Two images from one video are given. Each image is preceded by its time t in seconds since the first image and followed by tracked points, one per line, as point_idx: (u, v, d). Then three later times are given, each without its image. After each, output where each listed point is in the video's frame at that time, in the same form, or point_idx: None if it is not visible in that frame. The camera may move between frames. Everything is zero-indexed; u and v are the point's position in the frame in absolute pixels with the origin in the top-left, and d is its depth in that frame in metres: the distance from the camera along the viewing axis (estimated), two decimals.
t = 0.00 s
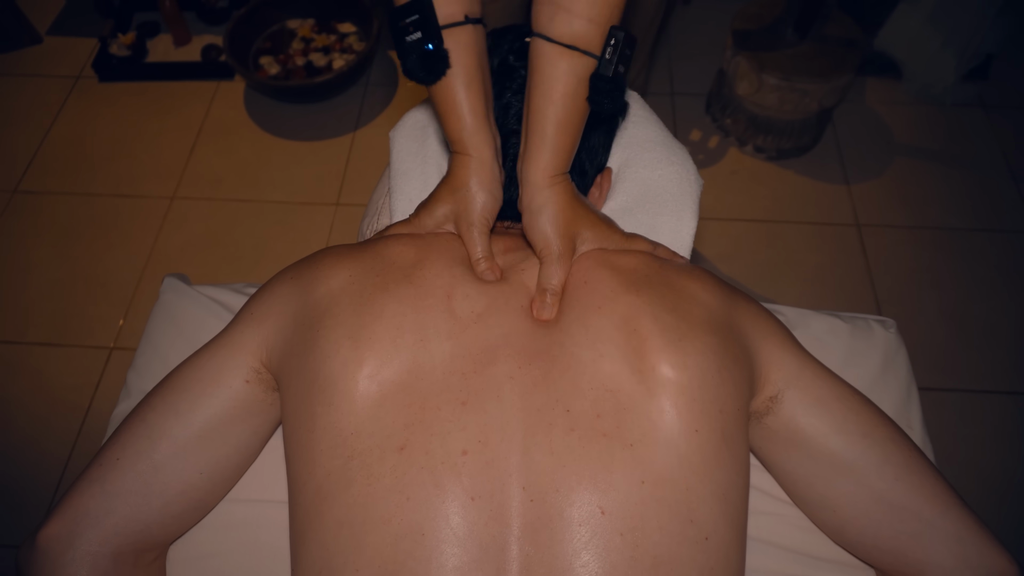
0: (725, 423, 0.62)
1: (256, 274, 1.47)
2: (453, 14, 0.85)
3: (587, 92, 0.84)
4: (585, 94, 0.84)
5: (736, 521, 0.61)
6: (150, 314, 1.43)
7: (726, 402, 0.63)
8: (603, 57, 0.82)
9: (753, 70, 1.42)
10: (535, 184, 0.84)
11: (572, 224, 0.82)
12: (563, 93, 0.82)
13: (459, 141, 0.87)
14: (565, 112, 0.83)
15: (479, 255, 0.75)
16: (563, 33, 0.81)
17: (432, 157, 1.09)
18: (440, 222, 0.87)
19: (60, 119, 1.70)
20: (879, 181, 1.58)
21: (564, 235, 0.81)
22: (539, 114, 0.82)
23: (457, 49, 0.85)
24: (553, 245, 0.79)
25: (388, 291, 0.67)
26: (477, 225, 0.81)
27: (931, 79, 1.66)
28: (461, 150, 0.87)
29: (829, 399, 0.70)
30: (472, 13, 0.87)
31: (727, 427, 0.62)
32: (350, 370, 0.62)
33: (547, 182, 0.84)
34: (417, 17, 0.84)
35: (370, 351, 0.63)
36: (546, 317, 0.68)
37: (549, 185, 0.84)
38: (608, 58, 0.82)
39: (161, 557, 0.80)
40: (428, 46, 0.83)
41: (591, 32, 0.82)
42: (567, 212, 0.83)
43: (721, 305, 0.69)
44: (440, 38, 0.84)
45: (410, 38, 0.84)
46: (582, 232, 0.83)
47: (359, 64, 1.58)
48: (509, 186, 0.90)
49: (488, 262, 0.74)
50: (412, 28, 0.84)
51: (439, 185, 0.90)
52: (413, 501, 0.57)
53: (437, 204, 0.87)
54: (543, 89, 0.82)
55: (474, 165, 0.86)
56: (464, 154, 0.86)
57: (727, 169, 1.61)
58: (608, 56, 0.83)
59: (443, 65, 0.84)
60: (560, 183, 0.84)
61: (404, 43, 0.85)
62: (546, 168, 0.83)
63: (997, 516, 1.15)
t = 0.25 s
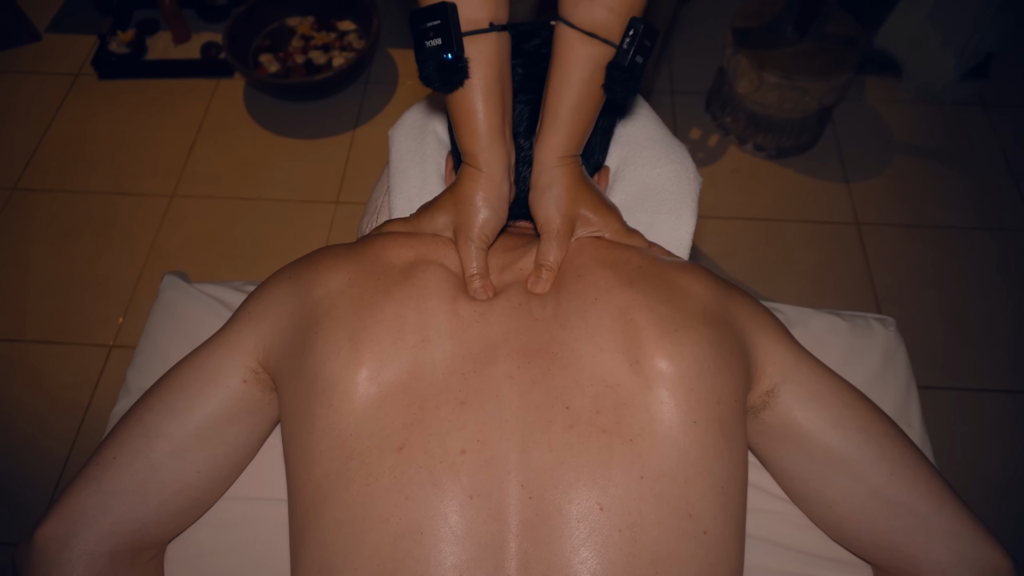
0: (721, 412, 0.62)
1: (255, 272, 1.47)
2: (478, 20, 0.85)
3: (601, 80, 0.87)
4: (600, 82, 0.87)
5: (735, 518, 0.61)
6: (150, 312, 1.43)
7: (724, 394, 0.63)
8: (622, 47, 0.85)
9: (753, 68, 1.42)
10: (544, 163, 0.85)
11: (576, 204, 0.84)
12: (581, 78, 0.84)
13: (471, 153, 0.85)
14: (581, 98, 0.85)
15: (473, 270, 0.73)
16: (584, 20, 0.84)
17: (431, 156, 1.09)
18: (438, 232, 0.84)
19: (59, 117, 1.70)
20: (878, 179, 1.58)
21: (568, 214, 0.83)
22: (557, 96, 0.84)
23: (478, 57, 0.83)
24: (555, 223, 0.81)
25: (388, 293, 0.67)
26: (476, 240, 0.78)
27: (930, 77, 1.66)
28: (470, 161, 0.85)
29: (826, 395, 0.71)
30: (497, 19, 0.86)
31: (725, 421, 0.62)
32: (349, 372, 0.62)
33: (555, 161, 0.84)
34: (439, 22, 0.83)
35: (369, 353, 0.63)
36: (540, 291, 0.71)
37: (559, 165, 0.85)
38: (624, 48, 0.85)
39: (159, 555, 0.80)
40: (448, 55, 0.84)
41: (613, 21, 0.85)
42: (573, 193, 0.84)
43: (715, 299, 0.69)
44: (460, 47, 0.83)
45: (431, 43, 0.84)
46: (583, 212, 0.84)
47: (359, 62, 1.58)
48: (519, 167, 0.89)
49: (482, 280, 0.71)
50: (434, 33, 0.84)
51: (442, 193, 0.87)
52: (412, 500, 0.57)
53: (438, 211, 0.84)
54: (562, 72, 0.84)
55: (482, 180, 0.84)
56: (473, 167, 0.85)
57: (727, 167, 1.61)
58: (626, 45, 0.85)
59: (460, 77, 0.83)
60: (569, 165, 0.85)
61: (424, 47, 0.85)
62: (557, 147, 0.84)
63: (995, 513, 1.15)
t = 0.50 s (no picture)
0: (721, 410, 0.62)
1: (255, 269, 1.47)
2: (490, 20, 0.79)
3: (623, 68, 0.85)
4: (620, 69, 0.85)
5: (735, 515, 0.61)
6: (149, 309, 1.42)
7: (724, 392, 0.63)
8: (644, 35, 0.82)
9: (754, 65, 1.43)
10: (560, 147, 0.85)
11: (586, 192, 0.86)
12: (603, 67, 0.84)
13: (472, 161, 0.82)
14: (600, 86, 0.84)
15: (462, 283, 0.69)
16: (608, 6, 0.83)
17: (431, 152, 1.09)
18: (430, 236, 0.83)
19: (59, 113, 1.70)
20: (877, 177, 1.58)
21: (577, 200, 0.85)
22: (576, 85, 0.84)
23: (487, 60, 0.79)
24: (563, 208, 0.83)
25: (385, 296, 0.67)
26: (467, 252, 0.73)
27: (930, 75, 1.66)
28: (471, 169, 0.82)
29: (824, 390, 0.71)
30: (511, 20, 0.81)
31: (725, 419, 0.62)
32: (347, 374, 0.62)
33: (572, 148, 0.85)
34: (448, 20, 0.77)
35: (367, 356, 0.63)
36: (539, 271, 0.72)
37: (574, 151, 0.85)
38: (647, 36, 0.82)
39: (158, 550, 0.80)
40: (455, 57, 0.78)
41: (636, 9, 0.83)
42: (585, 180, 0.86)
43: (713, 294, 0.69)
44: (469, 49, 0.78)
45: (437, 41, 0.78)
46: (591, 200, 0.87)
47: (359, 58, 1.58)
48: (523, 162, 0.90)
49: (470, 294, 0.68)
50: (442, 31, 0.78)
51: (441, 199, 0.85)
52: (410, 501, 0.57)
53: (432, 216, 0.84)
54: (584, 60, 0.84)
55: (478, 192, 0.81)
56: (471, 176, 0.82)
57: (727, 165, 1.61)
58: (649, 33, 0.82)
59: (467, 80, 0.78)
60: (584, 151, 0.85)
61: (430, 44, 0.79)
62: (575, 134, 0.85)
63: (993, 510, 1.15)
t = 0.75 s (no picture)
0: (723, 410, 0.62)
1: (255, 266, 1.47)
2: (497, 21, 0.75)
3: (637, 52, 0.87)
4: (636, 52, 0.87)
5: (734, 514, 0.61)
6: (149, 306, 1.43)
7: (725, 391, 0.63)
8: (660, 19, 0.84)
9: (754, 64, 1.43)
10: (572, 128, 0.86)
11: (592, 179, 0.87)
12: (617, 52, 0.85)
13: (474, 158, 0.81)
14: (614, 70, 0.86)
15: (456, 297, 0.67)
16: None
17: (431, 149, 1.09)
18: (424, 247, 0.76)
19: (59, 111, 1.70)
20: (877, 176, 1.58)
21: (583, 185, 0.88)
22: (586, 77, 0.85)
23: (492, 63, 0.76)
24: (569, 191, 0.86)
25: (382, 299, 0.66)
26: (462, 265, 0.70)
27: (931, 74, 1.66)
28: (468, 177, 0.78)
29: (823, 386, 0.71)
30: (518, 22, 0.77)
31: (726, 418, 0.63)
32: (344, 376, 0.62)
33: (584, 130, 0.86)
34: (454, 19, 0.73)
35: (364, 358, 0.63)
36: (539, 251, 0.74)
37: (584, 134, 0.86)
38: (664, 20, 0.84)
39: (158, 546, 0.80)
40: (458, 58, 0.74)
41: None
42: (593, 165, 0.87)
43: (713, 291, 0.69)
44: (474, 50, 0.74)
45: (441, 39, 0.74)
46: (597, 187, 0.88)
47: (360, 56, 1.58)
48: (525, 155, 0.89)
49: (464, 307, 0.66)
50: (446, 29, 0.74)
51: (437, 207, 0.80)
52: (410, 500, 0.57)
53: (427, 225, 0.77)
54: (599, 45, 0.85)
55: (477, 202, 0.77)
56: (470, 184, 0.78)
57: (727, 164, 1.61)
58: (664, 18, 0.84)
59: (470, 81, 0.75)
60: (596, 135, 0.86)
61: (433, 42, 0.75)
62: (588, 117, 0.86)
63: (992, 508, 1.16)
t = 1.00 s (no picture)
0: (724, 410, 0.62)
1: (255, 264, 1.48)
2: (508, 37, 0.75)
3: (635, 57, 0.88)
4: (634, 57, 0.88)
5: (734, 514, 0.61)
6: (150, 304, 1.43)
7: (727, 391, 0.63)
8: (659, 26, 0.85)
9: (755, 63, 1.43)
10: (572, 135, 0.85)
11: (590, 186, 0.87)
12: (616, 55, 0.83)
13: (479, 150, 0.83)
14: (612, 76, 0.83)
15: (457, 298, 0.67)
16: None
17: (432, 148, 1.09)
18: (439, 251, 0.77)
19: (59, 109, 1.70)
20: (878, 175, 1.58)
21: (580, 193, 0.86)
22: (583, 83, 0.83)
23: (506, 79, 0.75)
24: (567, 198, 0.84)
25: (382, 296, 0.66)
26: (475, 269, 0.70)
27: (932, 73, 1.66)
28: (490, 187, 0.79)
29: (823, 385, 0.71)
30: (530, 37, 0.77)
31: (727, 418, 0.63)
32: (343, 373, 0.62)
33: (583, 138, 0.85)
34: (466, 37, 0.73)
35: (364, 355, 0.63)
36: (530, 251, 0.75)
37: (584, 142, 0.85)
38: (662, 27, 0.85)
39: (158, 544, 0.80)
40: (473, 75, 0.75)
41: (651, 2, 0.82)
42: (592, 171, 0.86)
43: (713, 290, 0.69)
44: (487, 66, 0.74)
45: (455, 59, 0.75)
46: (595, 195, 0.87)
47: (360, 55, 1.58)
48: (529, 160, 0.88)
49: (462, 310, 0.66)
50: (460, 49, 0.74)
51: (454, 213, 0.80)
52: (410, 498, 0.57)
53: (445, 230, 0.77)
54: (597, 49, 0.82)
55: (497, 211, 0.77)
56: (490, 193, 0.78)
57: (728, 163, 1.61)
58: (662, 24, 0.85)
59: (485, 97, 0.75)
60: (596, 143, 0.86)
61: (448, 62, 0.76)
62: (587, 125, 0.85)
63: (992, 508, 1.16)
